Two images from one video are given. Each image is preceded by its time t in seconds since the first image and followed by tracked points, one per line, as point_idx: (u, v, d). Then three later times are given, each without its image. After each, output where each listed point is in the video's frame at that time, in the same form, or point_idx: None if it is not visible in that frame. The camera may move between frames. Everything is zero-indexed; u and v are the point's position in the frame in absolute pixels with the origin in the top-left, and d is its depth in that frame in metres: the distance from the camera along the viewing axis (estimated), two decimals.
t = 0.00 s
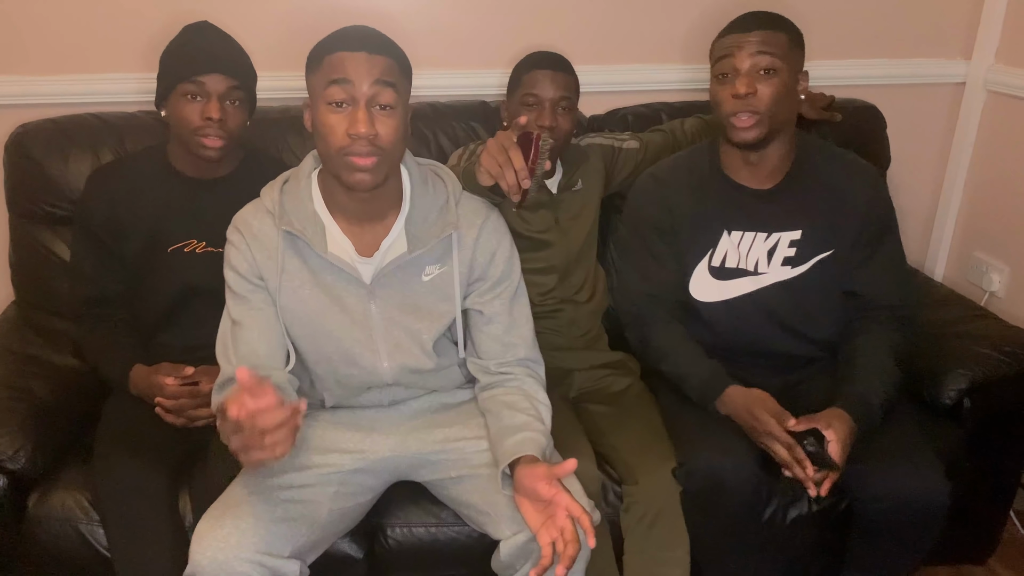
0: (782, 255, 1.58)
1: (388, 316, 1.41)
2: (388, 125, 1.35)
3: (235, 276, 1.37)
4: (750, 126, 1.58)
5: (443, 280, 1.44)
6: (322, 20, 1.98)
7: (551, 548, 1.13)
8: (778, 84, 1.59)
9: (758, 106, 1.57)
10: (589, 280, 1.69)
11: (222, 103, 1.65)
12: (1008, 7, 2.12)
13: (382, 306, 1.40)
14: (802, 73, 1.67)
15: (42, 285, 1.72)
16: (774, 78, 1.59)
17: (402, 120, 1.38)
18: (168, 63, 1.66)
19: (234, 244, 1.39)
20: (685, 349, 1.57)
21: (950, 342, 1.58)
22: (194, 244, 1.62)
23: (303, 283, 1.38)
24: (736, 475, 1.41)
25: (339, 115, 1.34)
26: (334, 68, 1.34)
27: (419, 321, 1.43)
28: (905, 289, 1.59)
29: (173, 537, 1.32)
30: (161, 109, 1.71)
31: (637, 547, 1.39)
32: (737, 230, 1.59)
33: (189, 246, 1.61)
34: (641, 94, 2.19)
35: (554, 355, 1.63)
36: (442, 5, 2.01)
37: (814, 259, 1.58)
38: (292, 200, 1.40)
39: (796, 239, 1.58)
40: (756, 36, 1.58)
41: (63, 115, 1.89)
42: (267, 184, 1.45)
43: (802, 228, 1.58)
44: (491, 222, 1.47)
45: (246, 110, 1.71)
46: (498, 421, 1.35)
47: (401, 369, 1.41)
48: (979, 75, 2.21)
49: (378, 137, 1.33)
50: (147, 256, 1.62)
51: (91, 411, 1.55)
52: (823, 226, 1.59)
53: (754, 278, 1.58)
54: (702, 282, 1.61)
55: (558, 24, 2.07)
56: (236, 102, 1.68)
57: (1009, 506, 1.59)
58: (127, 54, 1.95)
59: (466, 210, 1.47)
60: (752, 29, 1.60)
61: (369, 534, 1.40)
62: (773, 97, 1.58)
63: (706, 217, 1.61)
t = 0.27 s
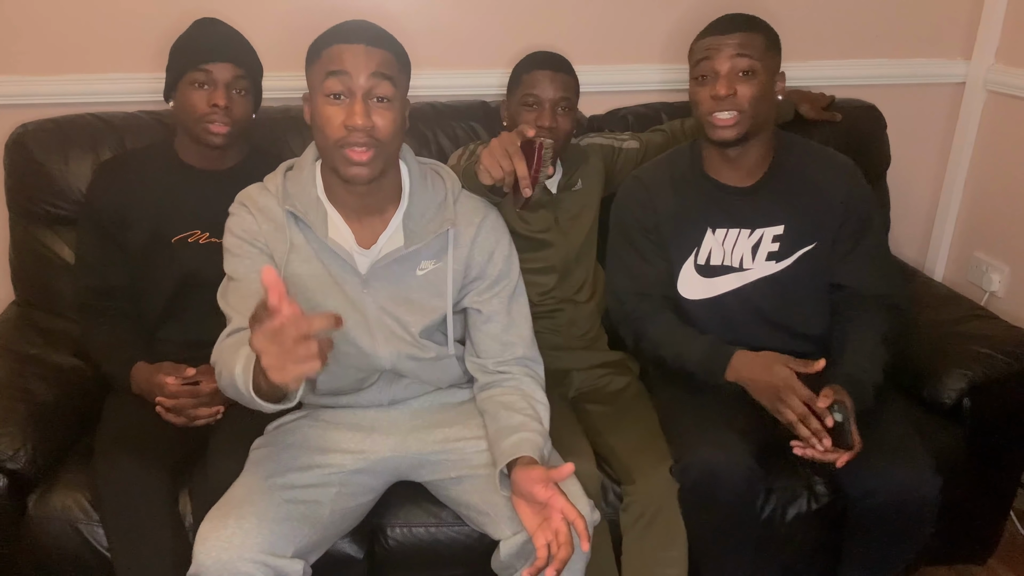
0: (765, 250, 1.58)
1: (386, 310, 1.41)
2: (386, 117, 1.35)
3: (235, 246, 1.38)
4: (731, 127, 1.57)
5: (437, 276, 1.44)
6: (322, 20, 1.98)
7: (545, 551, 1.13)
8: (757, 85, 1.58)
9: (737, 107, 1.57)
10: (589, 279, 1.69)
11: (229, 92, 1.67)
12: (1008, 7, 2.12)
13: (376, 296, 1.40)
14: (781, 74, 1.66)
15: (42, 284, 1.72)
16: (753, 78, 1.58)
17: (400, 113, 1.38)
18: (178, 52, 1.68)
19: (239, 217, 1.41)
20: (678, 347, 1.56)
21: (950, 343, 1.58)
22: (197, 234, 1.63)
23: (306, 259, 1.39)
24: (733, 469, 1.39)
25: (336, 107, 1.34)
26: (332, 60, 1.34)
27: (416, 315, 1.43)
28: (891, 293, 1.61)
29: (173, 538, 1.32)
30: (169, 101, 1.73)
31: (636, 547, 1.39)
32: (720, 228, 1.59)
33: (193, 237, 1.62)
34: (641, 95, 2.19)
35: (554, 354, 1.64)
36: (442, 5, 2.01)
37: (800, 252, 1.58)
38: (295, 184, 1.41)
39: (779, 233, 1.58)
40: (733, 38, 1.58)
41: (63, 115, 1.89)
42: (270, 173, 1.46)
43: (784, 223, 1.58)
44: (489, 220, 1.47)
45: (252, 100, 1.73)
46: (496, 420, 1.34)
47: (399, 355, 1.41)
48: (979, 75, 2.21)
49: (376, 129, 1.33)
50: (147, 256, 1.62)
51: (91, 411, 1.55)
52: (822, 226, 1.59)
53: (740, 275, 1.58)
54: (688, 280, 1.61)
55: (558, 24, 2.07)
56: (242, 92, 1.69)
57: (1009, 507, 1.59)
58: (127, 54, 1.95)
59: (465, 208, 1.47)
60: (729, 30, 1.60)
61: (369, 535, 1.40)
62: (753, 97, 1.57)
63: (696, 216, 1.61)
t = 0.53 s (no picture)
0: (761, 250, 1.58)
1: (386, 312, 1.41)
2: (390, 113, 1.35)
3: (238, 252, 1.38)
4: (722, 131, 1.57)
5: (439, 277, 1.44)
6: (322, 20, 1.98)
7: (540, 551, 1.12)
8: (746, 91, 1.58)
9: (728, 112, 1.57)
10: (589, 279, 1.69)
11: (231, 81, 1.67)
12: (1008, 7, 2.12)
13: (378, 298, 1.40)
14: (768, 77, 1.67)
15: (42, 284, 1.72)
16: (742, 84, 1.59)
17: (404, 109, 1.38)
18: (184, 45, 1.70)
19: (239, 222, 1.41)
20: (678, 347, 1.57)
21: (949, 343, 1.58)
22: (198, 227, 1.62)
23: (304, 264, 1.38)
24: (735, 470, 1.40)
25: (340, 101, 1.35)
26: (338, 55, 1.35)
27: (416, 316, 1.42)
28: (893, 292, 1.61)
29: (174, 538, 1.32)
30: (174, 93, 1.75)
31: (636, 547, 1.39)
32: (714, 230, 1.59)
33: (193, 229, 1.61)
34: (641, 95, 2.19)
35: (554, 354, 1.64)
36: (442, 5, 2.01)
37: (792, 251, 1.59)
38: (297, 185, 1.41)
39: (774, 233, 1.58)
40: (720, 44, 1.59)
41: (63, 115, 1.89)
42: (273, 173, 1.46)
43: (778, 223, 1.59)
44: (491, 220, 1.47)
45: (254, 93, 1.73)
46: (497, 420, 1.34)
47: (401, 358, 1.41)
48: (979, 75, 2.21)
49: (381, 123, 1.34)
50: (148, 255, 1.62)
51: (91, 411, 1.55)
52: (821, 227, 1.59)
53: (734, 277, 1.58)
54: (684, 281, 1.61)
55: (558, 24, 2.07)
56: (244, 84, 1.69)
57: (1009, 507, 1.59)
58: (127, 53, 1.95)
59: (466, 208, 1.47)
60: (717, 36, 1.60)
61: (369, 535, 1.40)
62: (743, 103, 1.58)
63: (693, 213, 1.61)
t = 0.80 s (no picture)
0: (759, 249, 1.58)
1: (388, 315, 1.41)
2: (391, 119, 1.35)
3: (238, 268, 1.38)
4: (720, 134, 1.57)
5: (442, 279, 1.44)
6: (322, 20, 1.98)
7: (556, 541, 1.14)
8: (742, 92, 1.59)
9: (724, 114, 1.57)
10: (590, 280, 1.68)
11: (230, 80, 1.67)
12: (1008, 7, 2.12)
13: (381, 301, 1.40)
14: (763, 77, 1.67)
15: (42, 284, 1.72)
16: (738, 85, 1.59)
17: (405, 115, 1.37)
18: (185, 43, 1.70)
19: (237, 235, 1.39)
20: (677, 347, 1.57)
21: (949, 342, 1.58)
22: (197, 223, 1.63)
23: (304, 275, 1.38)
24: (736, 468, 1.40)
25: (340, 109, 1.34)
26: (338, 62, 1.34)
27: (417, 318, 1.43)
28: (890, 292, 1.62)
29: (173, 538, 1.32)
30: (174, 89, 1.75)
31: (636, 548, 1.39)
32: (713, 230, 1.59)
33: (193, 225, 1.62)
34: (641, 95, 2.19)
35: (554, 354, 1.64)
36: (442, 5, 2.01)
37: (790, 250, 1.59)
38: (297, 191, 1.41)
39: (772, 232, 1.58)
40: (716, 45, 1.59)
41: (63, 116, 1.90)
42: (273, 177, 1.46)
43: (776, 222, 1.59)
44: (493, 220, 1.47)
45: (254, 91, 1.73)
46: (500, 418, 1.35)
47: (402, 364, 1.41)
48: (979, 76, 2.21)
49: (381, 130, 1.33)
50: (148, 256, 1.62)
51: (91, 411, 1.55)
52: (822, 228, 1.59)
53: (732, 276, 1.59)
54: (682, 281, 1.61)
55: (558, 24, 2.07)
56: (244, 82, 1.69)
57: (1010, 506, 1.59)
58: (127, 53, 1.95)
59: (468, 209, 1.46)
60: (713, 37, 1.60)
61: (369, 535, 1.40)
62: (740, 104, 1.58)
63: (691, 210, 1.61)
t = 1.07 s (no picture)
0: (757, 248, 1.58)
1: (389, 317, 1.41)
2: (382, 133, 1.33)
3: (238, 274, 1.37)
4: (720, 133, 1.56)
5: (443, 280, 1.44)
6: (322, 19, 1.98)
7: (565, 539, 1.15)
8: (744, 92, 1.59)
9: (726, 113, 1.57)
10: (589, 280, 1.68)
11: (229, 78, 1.67)
12: (1008, 7, 2.12)
13: (381, 303, 1.40)
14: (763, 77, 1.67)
15: (42, 284, 1.72)
16: (740, 85, 1.59)
17: (398, 126, 1.36)
18: (183, 41, 1.70)
19: (235, 241, 1.39)
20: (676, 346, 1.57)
21: (949, 342, 1.58)
22: (197, 222, 1.63)
23: (303, 279, 1.38)
24: (735, 470, 1.40)
25: (331, 124, 1.33)
26: (326, 77, 1.32)
27: (417, 319, 1.43)
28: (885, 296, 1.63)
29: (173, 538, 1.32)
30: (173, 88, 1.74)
31: (636, 548, 1.39)
32: (712, 230, 1.59)
33: (193, 225, 1.62)
34: (641, 95, 2.19)
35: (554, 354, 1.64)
36: (442, 5, 2.01)
37: (788, 251, 1.59)
38: (295, 193, 1.40)
39: (770, 232, 1.59)
40: (719, 45, 1.58)
41: (63, 115, 1.89)
42: (271, 179, 1.45)
43: (774, 222, 1.59)
44: (493, 221, 1.47)
45: (253, 90, 1.72)
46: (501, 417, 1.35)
47: (399, 367, 1.42)
48: (979, 76, 2.21)
49: (371, 147, 1.32)
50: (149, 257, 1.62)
51: (91, 411, 1.54)
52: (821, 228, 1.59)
53: (730, 276, 1.58)
54: (680, 280, 1.61)
55: (558, 24, 2.07)
56: (243, 80, 1.69)
57: (1009, 506, 1.59)
58: (128, 53, 1.95)
59: (467, 211, 1.46)
60: (713, 36, 1.60)
61: (368, 534, 1.40)
62: (741, 104, 1.58)
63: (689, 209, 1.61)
